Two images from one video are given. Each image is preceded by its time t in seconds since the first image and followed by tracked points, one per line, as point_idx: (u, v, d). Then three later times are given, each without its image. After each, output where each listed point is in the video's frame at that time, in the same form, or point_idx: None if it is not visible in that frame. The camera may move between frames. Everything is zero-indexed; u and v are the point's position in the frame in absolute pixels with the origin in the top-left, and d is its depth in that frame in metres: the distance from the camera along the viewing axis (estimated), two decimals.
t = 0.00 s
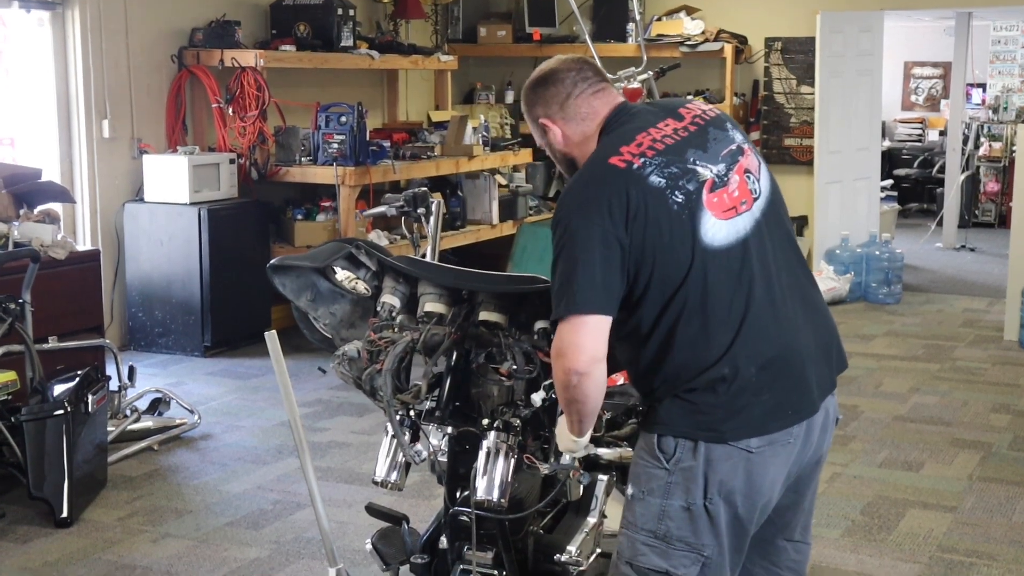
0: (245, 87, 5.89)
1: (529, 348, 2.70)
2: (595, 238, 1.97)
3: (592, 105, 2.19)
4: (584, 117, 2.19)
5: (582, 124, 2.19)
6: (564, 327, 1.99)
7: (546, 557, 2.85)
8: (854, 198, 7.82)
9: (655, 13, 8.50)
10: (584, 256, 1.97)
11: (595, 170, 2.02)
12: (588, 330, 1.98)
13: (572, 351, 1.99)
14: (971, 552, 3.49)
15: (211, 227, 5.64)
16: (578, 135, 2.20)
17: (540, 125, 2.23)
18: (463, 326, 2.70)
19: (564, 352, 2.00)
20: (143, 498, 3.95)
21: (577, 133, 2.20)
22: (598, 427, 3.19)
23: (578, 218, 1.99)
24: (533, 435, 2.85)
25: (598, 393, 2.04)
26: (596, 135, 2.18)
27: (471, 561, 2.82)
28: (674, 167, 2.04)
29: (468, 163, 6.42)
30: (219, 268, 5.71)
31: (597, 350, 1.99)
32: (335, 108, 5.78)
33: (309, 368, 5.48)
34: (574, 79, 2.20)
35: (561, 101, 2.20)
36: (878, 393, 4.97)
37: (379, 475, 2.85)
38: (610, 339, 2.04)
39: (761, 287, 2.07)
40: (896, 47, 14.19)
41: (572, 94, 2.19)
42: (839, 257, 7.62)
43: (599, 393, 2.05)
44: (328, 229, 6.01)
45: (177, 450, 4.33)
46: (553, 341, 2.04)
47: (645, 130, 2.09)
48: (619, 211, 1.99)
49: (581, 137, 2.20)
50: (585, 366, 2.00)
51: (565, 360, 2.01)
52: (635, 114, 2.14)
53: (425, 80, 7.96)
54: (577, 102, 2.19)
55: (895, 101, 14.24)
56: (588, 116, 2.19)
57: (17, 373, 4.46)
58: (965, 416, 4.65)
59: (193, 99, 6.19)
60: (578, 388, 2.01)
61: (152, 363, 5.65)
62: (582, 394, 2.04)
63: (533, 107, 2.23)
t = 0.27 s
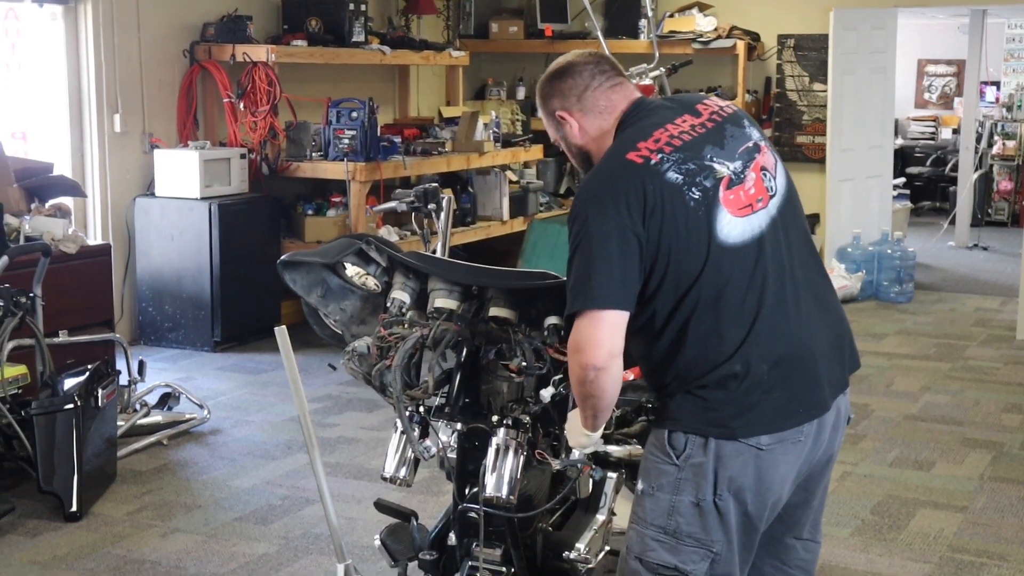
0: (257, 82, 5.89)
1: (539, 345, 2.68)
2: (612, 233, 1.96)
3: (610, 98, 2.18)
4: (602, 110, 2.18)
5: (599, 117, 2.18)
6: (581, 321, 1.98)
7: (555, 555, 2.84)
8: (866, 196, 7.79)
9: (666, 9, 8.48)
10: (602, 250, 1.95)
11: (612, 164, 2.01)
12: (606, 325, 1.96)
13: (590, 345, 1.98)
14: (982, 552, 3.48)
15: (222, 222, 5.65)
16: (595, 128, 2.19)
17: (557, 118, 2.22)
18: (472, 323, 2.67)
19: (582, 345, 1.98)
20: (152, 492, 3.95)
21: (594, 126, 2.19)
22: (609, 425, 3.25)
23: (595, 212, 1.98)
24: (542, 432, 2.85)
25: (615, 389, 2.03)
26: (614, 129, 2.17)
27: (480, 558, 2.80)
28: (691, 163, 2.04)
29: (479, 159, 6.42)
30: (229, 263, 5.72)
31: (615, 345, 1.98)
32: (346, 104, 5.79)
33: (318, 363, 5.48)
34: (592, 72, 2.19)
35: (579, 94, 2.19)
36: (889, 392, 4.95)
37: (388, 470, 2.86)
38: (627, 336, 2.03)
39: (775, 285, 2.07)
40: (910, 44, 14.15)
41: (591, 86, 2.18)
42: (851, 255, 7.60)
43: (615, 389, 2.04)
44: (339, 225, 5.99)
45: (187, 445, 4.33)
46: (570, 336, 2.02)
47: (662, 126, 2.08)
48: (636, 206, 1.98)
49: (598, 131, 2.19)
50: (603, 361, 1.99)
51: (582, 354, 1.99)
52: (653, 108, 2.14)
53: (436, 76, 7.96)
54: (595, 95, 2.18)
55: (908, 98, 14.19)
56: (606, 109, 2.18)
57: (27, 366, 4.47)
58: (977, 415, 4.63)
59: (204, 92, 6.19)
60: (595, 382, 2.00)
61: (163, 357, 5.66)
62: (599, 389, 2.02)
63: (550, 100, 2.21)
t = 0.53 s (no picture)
0: (257, 82, 5.90)
1: (539, 343, 2.67)
2: (629, 243, 1.96)
3: (608, 98, 2.17)
4: (603, 111, 2.17)
5: (599, 119, 2.17)
6: (594, 329, 1.98)
7: (556, 554, 2.87)
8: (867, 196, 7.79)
9: (667, 9, 8.48)
10: (621, 261, 1.95)
11: (625, 171, 2.00)
12: (621, 334, 1.98)
13: (604, 353, 1.99)
14: (981, 551, 3.48)
15: (222, 221, 5.65)
16: (596, 129, 2.18)
17: (555, 121, 2.19)
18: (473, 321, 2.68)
19: (595, 353, 1.99)
20: (152, 493, 3.95)
21: (595, 126, 2.18)
22: (608, 424, 3.20)
23: (612, 221, 1.97)
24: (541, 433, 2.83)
25: (624, 393, 2.05)
26: (615, 129, 2.17)
27: (480, 557, 2.81)
28: (703, 169, 2.04)
29: (479, 159, 6.41)
30: (229, 263, 5.72)
31: (629, 352, 2.00)
32: (346, 103, 5.78)
33: (318, 363, 5.48)
34: (587, 72, 2.18)
35: (577, 95, 2.17)
36: (890, 392, 4.95)
37: (388, 470, 2.84)
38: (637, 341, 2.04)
39: (784, 289, 2.09)
40: (910, 43, 14.20)
41: (589, 87, 2.17)
42: (851, 255, 7.60)
43: (624, 391, 2.07)
44: (338, 225, 6.00)
45: (187, 445, 4.33)
46: (581, 342, 2.03)
47: (671, 129, 2.08)
48: (652, 215, 1.98)
49: (599, 131, 2.18)
50: (616, 368, 2.00)
51: (595, 361, 2.00)
52: (656, 109, 2.14)
53: (436, 75, 7.96)
54: (594, 95, 2.17)
55: (908, 98, 14.22)
56: (607, 110, 2.17)
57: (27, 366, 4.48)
58: (977, 415, 4.63)
59: (204, 91, 6.18)
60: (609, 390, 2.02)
61: (163, 357, 5.66)
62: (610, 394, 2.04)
63: (546, 103, 2.18)
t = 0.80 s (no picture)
0: (236, 70, 5.71)
1: (531, 345, 2.48)
2: (642, 252, 1.86)
3: (608, 91, 2.02)
4: (603, 105, 2.02)
5: (599, 114, 2.02)
6: (606, 341, 1.89)
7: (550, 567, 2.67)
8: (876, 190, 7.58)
9: None
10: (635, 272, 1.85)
11: (634, 175, 1.89)
12: (635, 346, 1.89)
13: (617, 365, 1.90)
14: (999, 563, 3.30)
15: (198, 219, 5.46)
16: (596, 124, 2.03)
17: (550, 117, 2.04)
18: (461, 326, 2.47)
19: (607, 366, 1.90)
20: (125, 504, 3.74)
21: (595, 122, 2.03)
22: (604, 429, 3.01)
23: (623, 230, 1.86)
24: (536, 439, 2.67)
25: (635, 407, 1.96)
26: (617, 125, 2.02)
27: (471, 571, 2.61)
28: (715, 170, 1.93)
29: (468, 151, 6.24)
30: (207, 262, 5.53)
31: (642, 365, 1.91)
32: (329, 93, 5.57)
33: (300, 367, 5.29)
34: (583, 63, 2.01)
35: (574, 88, 2.01)
36: (901, 395, 4.76)
37: (375, 479, 2.65)
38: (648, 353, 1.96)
39: (798, 293, 2.01)
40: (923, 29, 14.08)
41: (587, 79, 2.01)
42: (859, 251, 7.32)
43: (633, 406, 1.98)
44: (321, 221, 5.83)
45: (162, 453, 4.13)
46: (590, 354, 1.93)
47: (680, 126, 1.96)
48: (665, 222, 1.88)
49: (599, 128, 2.03)
50: (628, 381, 1.92)
51: (607, 374, 1.91)
52: (661, 104, 2.00)
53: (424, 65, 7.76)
54: (592, 88, 2.02)
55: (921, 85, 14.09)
56: (607, 104, 2.02)
57: None
58: (992, 419, 4.45)
59: (181, 82, 5.99)
60: (619, 404, 1.93)
61: (136, 361, 5.46)
62: (621, 408, 1.95)
63: (541, 97, 2.03)
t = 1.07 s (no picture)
0: (217, 57, 5.47)
1: (530, 347, 2.29)
2: (655, 248, 1.74)
3: (616, 77, 1.88)
4: (611, 92, 1.88)
5: (608, 102, 1.88)
6: (617, 343, 1.77)
7: None
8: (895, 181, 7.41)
9: None
10: (649, 270, 1.73)
11: (647, 166, 1.77)
12: (650, 347, 1.77)
13: (631, 369, 1.78)
14: None
15: (179, 213, 5.29)
16: (604, 113, 1.89)
17: (554, 104, 1.89)
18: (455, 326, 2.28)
19: (620, 369, 1.79)
20: (100, 515, 3.55)
21: (603, 110, 1.89)
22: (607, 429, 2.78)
23: (635, 224, 1.74)
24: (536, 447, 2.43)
25: (649, 412, 1.84)
26: (626, 113, 1.88)
27: None
28: (731, 163, 1.82)
29: (465, 142, 6.05)
30: (186, 258, 5.35)
31: (657, 367, 1.79)
32: (317, 81, 5.39)
33: (287, 370, 5.09)
34: (590, 46, 1.87)
35: (581, 74, 1.87)
36: (920, 399, 4.56)
37: (366, 489, 2.44)
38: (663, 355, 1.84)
39: (816, 293, 1.90)
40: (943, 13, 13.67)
41: (594, 64, 1.87)
42: (877, 247, 7.13)
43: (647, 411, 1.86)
44: (309, 215, 5.64)
45: (140, 462, 3.94)
46: (601, 357, 1.81)
47: (693, 116, 1.84)
48: (679, 216, 1.77)
49: (607, 116, 1.89)
50: (642, 386, 1.80)
51: (620, 378, 1.79)
52: (674, 92, 1.88)
53: (416, 51, 7.56)
54: (601, 74, 1.88)
55: (939, 74, 13.60)
56: (616, 91, 1.88)
57: None
58: (1016, 424, 4.24)
59: (159, 67, 5.80)
60: (633, 410, 1.81)
61: (112, 364, 5.28)
62: (634, 413, 1.83)
63: (546, 84, 1.88)
